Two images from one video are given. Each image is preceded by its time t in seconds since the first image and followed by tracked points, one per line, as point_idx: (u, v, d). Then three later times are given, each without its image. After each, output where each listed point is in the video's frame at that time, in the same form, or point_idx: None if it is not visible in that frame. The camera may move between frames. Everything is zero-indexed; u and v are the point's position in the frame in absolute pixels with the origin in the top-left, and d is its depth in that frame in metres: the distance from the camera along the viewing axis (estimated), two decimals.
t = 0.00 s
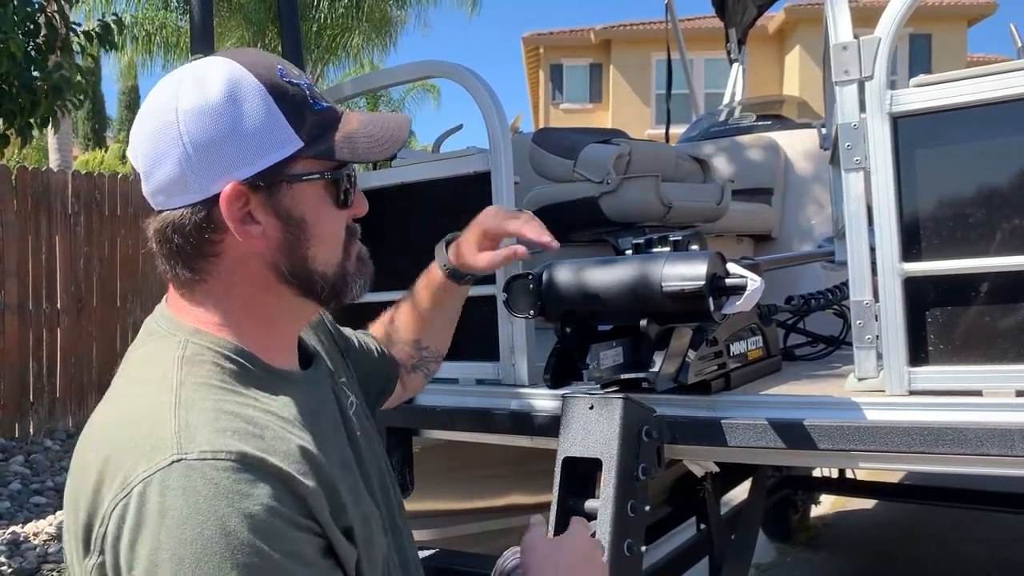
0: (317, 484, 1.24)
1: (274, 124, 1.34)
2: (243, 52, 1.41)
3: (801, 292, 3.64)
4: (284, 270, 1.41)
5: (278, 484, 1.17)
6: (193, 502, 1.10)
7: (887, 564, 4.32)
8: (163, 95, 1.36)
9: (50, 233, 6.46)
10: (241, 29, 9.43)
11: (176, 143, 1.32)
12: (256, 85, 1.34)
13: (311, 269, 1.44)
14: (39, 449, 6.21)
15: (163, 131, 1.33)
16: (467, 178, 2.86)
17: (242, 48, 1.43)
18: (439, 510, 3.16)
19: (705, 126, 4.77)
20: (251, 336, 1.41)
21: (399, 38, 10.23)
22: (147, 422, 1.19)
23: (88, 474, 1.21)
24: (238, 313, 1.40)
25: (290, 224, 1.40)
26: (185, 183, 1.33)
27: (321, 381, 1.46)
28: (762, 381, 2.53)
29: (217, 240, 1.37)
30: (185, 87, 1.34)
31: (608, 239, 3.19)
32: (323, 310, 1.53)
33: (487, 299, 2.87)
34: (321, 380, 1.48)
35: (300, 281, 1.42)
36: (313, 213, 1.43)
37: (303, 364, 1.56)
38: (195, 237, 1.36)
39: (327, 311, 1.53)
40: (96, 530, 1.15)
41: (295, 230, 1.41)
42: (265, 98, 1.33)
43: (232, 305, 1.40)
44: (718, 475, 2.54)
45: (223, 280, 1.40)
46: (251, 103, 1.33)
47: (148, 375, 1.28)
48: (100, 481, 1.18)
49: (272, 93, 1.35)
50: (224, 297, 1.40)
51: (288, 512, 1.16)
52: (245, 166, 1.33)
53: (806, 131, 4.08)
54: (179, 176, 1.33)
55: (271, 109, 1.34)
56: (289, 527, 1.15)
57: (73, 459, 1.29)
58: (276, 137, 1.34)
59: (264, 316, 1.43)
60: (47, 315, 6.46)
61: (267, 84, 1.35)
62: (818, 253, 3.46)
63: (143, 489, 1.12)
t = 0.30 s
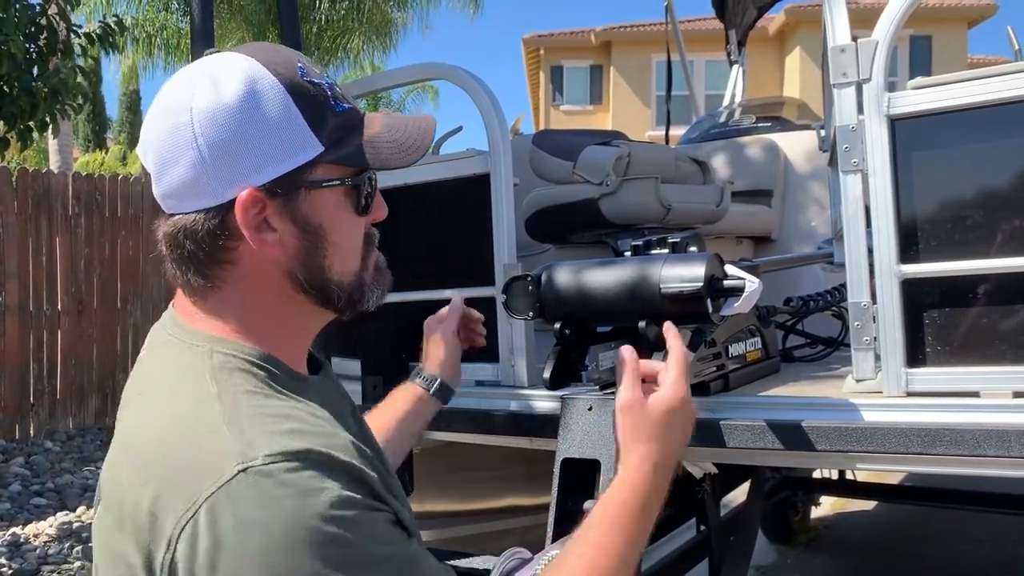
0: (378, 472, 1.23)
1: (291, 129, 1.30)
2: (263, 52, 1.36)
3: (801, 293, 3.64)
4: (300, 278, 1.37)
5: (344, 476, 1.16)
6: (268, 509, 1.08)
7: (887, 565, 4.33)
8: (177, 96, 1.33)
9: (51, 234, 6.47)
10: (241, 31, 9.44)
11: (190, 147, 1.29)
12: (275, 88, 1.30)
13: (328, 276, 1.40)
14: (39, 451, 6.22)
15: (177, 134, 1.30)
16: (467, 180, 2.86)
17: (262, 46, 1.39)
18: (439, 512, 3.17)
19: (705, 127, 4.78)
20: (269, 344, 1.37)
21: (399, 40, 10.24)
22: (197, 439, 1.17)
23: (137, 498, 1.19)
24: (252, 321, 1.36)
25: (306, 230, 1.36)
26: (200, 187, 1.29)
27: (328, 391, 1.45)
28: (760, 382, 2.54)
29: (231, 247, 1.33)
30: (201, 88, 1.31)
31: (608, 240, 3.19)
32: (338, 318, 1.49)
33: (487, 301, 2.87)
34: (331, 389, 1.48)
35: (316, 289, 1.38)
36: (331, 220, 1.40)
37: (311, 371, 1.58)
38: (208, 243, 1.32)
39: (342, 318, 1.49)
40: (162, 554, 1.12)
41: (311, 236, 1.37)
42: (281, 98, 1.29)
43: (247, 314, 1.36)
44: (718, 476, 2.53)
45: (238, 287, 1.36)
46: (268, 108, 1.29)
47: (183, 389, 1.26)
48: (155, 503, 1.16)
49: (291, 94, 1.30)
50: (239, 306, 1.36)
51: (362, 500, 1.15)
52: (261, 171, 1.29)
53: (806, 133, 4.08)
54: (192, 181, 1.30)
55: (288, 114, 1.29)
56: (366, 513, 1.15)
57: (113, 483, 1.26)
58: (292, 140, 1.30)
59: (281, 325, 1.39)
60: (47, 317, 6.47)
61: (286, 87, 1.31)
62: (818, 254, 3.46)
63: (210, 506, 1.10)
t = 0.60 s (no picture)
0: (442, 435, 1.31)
1: (308, 125, 1.30)
2: (270, 42, 1.34)
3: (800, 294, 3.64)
4: (323, 276, 1.37)
5: (432, 445, 1.22)
6: (389, 491, 1.13)
7: (887, 566, 4.34)
8: (188, 95, 1.32)
9: (51, 236, 6.47)
10: (242, 32, 9.44)
11: (206, 148, 1.29)
12: (288, 86, 1.29)
13: (353, 273, 1.40)
14: (38, 452, 6.22)
15: (191, 134, 1.30)
16: (467, 181, 2.86)
17: (269, 36, 1.38)
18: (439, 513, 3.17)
19: (705, 128, 4.78)
20: (292, 344, 1.37)
21: (399, 41, 10.24)
22: (278, 443, 1.15)
23: (221, 511, 1.16)
24: (272, 322, 1.36)
25: (329, 228, 1.36)
26: (216, 189, 1.30)
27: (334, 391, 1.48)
28: (759, 384, 2.54)
29: (252, 249, 1.33)
30: (212, 86, 1.30)
31: (608, 242, 3.20)
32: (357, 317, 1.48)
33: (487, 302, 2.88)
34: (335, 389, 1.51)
35: (338, 286, 1.39)
36: (353, 214, 1.39)
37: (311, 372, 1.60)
38: (229, 246, 1.33)
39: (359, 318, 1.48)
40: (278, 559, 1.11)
41: (335, 234, 1.37)
42: (296, 97, 1.29)
43: (268, 315, 1.36)
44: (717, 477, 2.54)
45: (261, 289, 1.36)
46: (283, 104, 1.28)
47: (229, 395, 1.23)
48: (249, 511, 1.14)
49: (307, 90, 1.30)
50: (262, 308, 1.36)
51: (458, 463, 1.22)
52: (280, 171, 1.29)
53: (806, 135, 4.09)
54: (210, 182, 1.30)
55: (304, 109, 1.29)
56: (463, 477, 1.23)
57: (167, 498, 1.21)
58: (311, 139, 1.30)
59: (303, 323, 1.39)
60: (47, 318, 6.47)
61: (301, 81, 1.30)
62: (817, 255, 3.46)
63: (326, 502, 1.11)
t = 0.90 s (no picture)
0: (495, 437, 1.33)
1: (357, 127, 1.30)
2: (309, 44, 1.35)
3: (801, 295, 3.64)
4: (368, 279, 1.37)
5: (490, 443, 1.25)
6: (464, 494, 1.14)
7: (887, 568, 4.34)
8: (232, 97, 1.30)
9: (51, 237, 6.47)
10: (241, 33, 9.47)
11: (256, 152, 1.27)
12: (337, 89, 1.29)
13: (395, 274, 1.40)
14: (38, 453, 6.21)
15: (237, 137, 1.28)
16: (469, 181, 2.86)
17: (306, 39, 1.38)
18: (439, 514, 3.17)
19: (705, 130, 4.78)
20: (335, 346, 1.37)
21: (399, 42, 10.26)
22: (352, 448, 1.15)
23: (291, 517, 1.14)
24: (316, 326, 1.35)
25: (375, 231, 1.36)
26: (265, 193, 1.28)
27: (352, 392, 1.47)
28: (760, 385, 2.54)
29: (299, 253, 1.32)
30: (257, 88, 1.29)
31: (608, 243, 3.20)
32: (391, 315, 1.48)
33: (490, 303, 2.88)
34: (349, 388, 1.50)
35: (381, 289, 1.39)
36: (396, 216, 1.39)
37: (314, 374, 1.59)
38: (277, 250, 1.31)
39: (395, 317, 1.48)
40: (357, 562, 1.11)
41: (380, 237, 1.37)
42: (347, 100, 1.29)
43: (313, 320, 1.35)
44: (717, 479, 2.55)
45: (307, 294, 1.34)
46: (332, 105, 1.28)
47: (290, 396, 1.22)
48: (323, 515, 1.13)
49: (354, 92, 1.30)
50: (309, 312, 1.35)
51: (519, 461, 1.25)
52: (331, 174, 1.29)
53: (806, 136, 4.09)
54: (257, 185, 1.28)
55: (353, 111, 1.29)
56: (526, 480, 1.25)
57: (231, 503, 1.19)
58: (360, 142, 1.30)
59: (346, 326, 1.39)
60: (47, 319, 6.47)
61: (346, 82, 1.30)
62: (817, 256, 3.46)
63: (405, 502, 1.12)
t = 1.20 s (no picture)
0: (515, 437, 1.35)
1: (387, 129, 1.30)
2: (338, 48, 1.36)
3: (801, 296, 3.65)
4: (395, 282, 1.37)
5: (516, 442, 1.27)
6: (494, 494, 1.16)
7: (887, 569, 4.33)
8: (265, 99, 1.30)
9: (51, 237, 6.47)
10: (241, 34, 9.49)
11: (289, 154, 1.27)
12: (369, 93, 1.30)
13: (421, 277, 1.41)
14: (38, 454, 6.20)
15: (270, 139, 1.29)
16: (472, 182, 2.86)
17: (335, 43, 1.39)
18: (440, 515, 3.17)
19: (705, 131, 4.78)
20: (361, 349, 1.36)
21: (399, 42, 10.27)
22: (384, 450, 1.16)
23: (324, 519, 1.15)
24: (344, 328, 1.35)
25: (403, 233, 1.37)
26: (298, 195, 1.28)
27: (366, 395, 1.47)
28: (761, 386, 2.54)
29: (328, 254, 1.32)
30: (290, 90, 1.29)
31: (608, 244, 3.20)
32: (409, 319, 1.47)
33: (493, 304, 2.88)
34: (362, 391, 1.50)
35: (406, 292, 1.39)
36: (423, 219, 1.40)
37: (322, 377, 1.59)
38: (307, 251, 1.31)
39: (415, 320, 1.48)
40: (390, 561, 1.13)
41: (407, 239, 1.38)
42: (379, 104, 1.30)
43: (340, 321, 1.35)
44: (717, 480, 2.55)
45: (336, 295, 1.34)
46: (364, 108, 1.29)
47: (322, 398, 1.21)
48: (355, 516, 1.14)
49: (385, 95, 1.31)
50: (336, 313, 1.34)
51: (544, 461, 1.27)
52: (362, 177, 1.29)
53: (806, 137, 4.10)
54: (289, 187, 1.28)
55: (383, 113, 1.30)
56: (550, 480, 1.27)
57: (261, 504, 1.19)
58: (391, 145, 1.31)
59: (371, 328, 1.38)
60: (47, 320, 6.47)
61: (376, 85, 1.31)
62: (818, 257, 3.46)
63: (437, 502, 1.13)
